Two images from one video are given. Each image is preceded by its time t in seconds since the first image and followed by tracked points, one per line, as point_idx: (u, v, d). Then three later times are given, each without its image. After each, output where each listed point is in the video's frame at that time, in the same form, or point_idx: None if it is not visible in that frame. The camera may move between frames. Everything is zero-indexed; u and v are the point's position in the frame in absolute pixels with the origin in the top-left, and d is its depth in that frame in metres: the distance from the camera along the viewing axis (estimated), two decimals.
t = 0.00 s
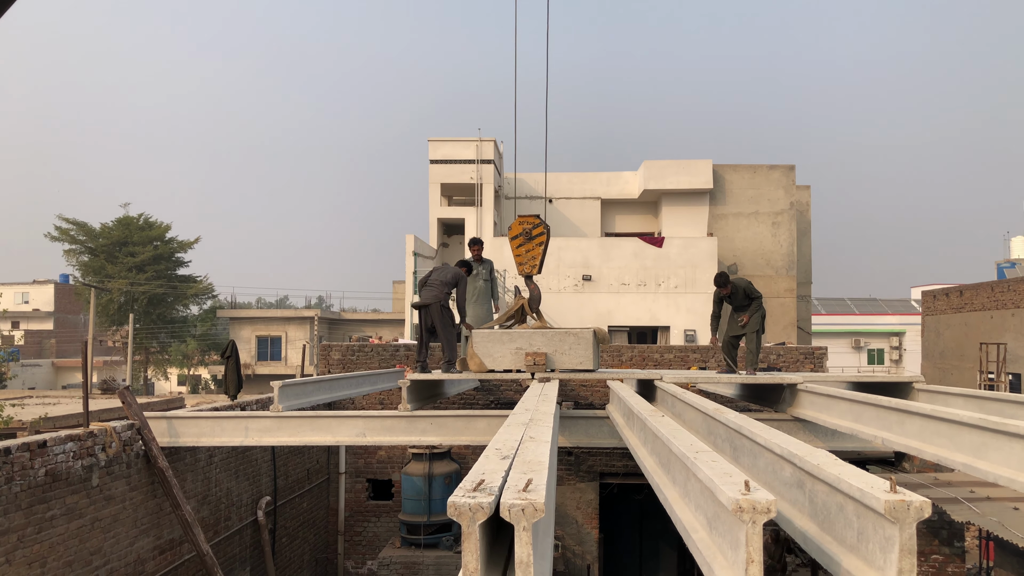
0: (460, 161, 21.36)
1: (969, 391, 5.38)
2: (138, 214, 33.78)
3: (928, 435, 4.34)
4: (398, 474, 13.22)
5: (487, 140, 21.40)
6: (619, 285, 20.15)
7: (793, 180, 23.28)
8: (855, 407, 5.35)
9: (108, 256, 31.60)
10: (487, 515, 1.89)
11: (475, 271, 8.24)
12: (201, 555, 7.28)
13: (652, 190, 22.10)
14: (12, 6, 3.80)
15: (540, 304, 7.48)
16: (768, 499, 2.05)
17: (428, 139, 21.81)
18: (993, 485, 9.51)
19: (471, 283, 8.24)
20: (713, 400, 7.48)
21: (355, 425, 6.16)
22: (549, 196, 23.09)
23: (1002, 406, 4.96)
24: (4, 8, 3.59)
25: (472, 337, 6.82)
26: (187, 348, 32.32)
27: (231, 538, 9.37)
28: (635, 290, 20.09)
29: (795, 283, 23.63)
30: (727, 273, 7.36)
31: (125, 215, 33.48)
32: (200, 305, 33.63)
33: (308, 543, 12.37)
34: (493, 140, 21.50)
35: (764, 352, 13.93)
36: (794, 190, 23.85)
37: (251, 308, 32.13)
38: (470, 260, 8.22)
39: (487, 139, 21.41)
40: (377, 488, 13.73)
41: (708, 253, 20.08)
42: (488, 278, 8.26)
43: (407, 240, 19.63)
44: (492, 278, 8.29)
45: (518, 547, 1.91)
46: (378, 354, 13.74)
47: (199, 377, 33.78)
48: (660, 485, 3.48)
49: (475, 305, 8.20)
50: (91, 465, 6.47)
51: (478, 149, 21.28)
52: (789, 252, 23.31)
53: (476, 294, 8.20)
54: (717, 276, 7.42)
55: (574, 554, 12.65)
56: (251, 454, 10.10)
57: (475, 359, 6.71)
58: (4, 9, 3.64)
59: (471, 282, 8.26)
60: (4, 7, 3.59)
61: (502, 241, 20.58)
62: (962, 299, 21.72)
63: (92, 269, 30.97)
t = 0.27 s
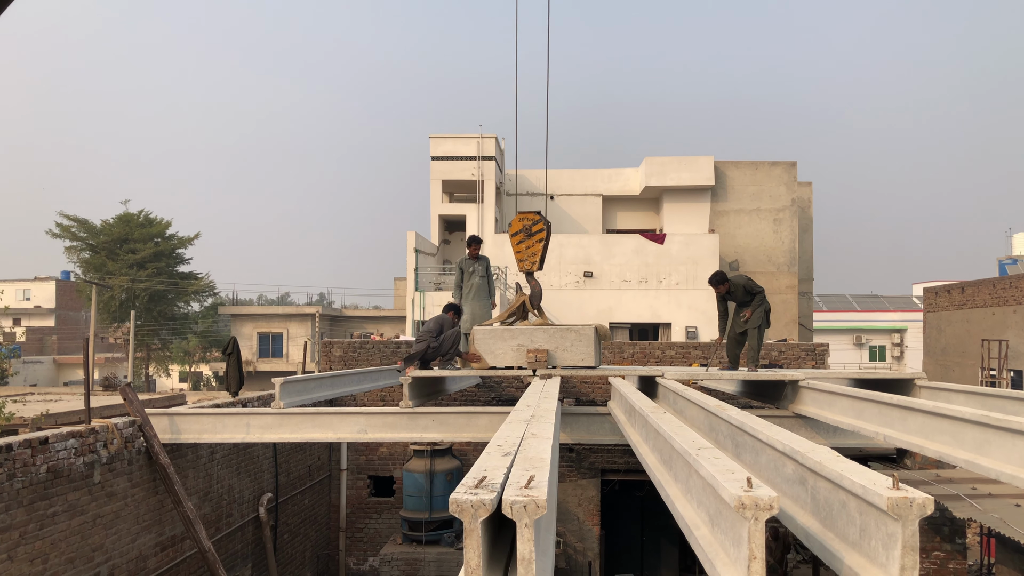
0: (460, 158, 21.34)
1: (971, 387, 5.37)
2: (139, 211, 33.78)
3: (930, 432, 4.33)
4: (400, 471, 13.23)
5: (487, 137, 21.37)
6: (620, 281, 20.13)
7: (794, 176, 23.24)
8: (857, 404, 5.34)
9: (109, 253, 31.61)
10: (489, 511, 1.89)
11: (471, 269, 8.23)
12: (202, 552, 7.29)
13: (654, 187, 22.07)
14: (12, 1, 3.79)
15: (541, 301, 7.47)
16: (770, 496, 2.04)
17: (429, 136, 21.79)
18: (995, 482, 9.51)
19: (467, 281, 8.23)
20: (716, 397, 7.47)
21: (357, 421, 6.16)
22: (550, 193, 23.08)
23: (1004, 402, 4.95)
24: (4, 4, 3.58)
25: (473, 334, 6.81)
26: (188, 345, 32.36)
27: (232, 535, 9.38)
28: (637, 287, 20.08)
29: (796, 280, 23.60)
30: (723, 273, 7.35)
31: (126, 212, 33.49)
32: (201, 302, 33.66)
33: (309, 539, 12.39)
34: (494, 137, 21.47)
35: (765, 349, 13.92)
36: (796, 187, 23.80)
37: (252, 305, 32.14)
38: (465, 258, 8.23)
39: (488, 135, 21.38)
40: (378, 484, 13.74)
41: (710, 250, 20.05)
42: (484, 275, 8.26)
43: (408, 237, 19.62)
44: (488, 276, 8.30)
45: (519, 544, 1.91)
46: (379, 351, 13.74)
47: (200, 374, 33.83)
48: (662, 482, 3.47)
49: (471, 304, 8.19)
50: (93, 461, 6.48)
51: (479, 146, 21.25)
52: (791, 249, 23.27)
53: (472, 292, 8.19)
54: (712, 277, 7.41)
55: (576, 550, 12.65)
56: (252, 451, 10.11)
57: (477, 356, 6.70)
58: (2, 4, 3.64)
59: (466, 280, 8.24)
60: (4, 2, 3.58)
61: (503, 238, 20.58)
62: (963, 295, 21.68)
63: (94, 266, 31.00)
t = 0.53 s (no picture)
0: (461, 157, 21.34)
1: (972, 388, 5.37)
2: (140, 210, 33.81)
3: (931, 432, 4.33)
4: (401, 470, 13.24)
5: (489, 136, 21.36)
6: (621, 281, 20.12)
7: (795, 177, 23.22)
8: (857, 404, 5.34)
9: (110, 252, 31.64)
10: (490, 510, 1.89)
11: (473, 269, 8.23)
12: (203, 551, 7.30)
13: (655, 187, 22.06)
14: None
15: (542, 300, 7.47)
16: (772, 496, 2.04)
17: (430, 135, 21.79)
18: (996, 482, 9.50)
19: (469, 280, 8.23)
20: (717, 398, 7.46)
21: (358, 421, 6.17)
22: (551, 192, 23.07)
23: (1004, 402, 4.95)
24: (5, 3, 3.58)
25: (474, 334, 6.81)
26: (189, 344, 32.39)
27: (233, 534, 9.39)
28: (638, 287, 20.07)
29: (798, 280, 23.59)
30: (725, 273, 7.33)
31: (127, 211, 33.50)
32: (202, 301, 33.68)
33: (310, 538, 12.39)
34: (496, 136, 21.47)
35: (766, 349, 13.92)
36: (797, 187, 23.78)
37: (253, 304, 32.16)
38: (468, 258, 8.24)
39: (489, 135, 21.38)
40: (379, 484, 13.74)
41: (711, 250, 20.04)
42: (486, 275, 8.27)
43: (408, 236, 19.62)
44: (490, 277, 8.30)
45: (521, 544, 1.91)
46: (380, 350, 13.74)
47: (201, 373, 33.86)
48: (663, 482, 3.47)
49: (472, 303, 8.18)
50: (94, 460, 6.49)
51: (480, 145, 21.25)
52: (792, 249, 23.27)
53: (473, 292, 8.18)
54: (714, 277, 7.41)
55: (576, 550, 12.65)
56: (253, 450, 10.11)
57: (478, 355, 6.70)
58: (4, 5, 3.65)
59: (468, 280, 8.24)
60: (5, 1, 3.57)
61: (504, 237, 20.59)
62: (964, 296, 21.66)
63: (94, 265, 31.02)
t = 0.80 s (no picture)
0: (460, 160, 21.35)
1: (969, 391, 5.39)
2: (138, 212, 33.78)
3: (927, 435, 4.34)
4: (399, 472, 13.22)
5: (487, 139, 21.38)
6: (620, 284, 20.14)
7: (794, 180, 23.27)
8: (855, 407, 5.35)
9: (108, 253, 31.59)
10: (488, 513, 1.90)
11: (475, 270, 8.29)
12: (200, 553, 7.28)
13: (653, 190, 22.09)
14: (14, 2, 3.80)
15: (540, 303, 7.48)
16: (769, 498, 2.05)
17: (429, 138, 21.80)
18: (993, 485, 9.52)
19: (469, 282, 8.28)
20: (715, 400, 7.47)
21: (356, 423, 6.16)
22: (550, 195, 23.10)
23: (1001, 406, 4.97)
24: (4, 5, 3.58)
25: (473, 336, 6.82)
26: (187, 345, 32.34)
27: (231, 536, 9.38)
28: (636, 289, 20.09)
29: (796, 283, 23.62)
30: (728, 276, 7.33)
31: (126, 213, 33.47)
32: (200, 303, 33.66)
33: (308, 541, 12.38)
34: (494, 139, 21.48)
35: (764, 352, 13.94)
36: (795, 190, 23.82)
37: (251, 306, 32.12)
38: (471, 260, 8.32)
39: (488, 137, 21.39)
40: (377, 486, 13.73)
41: (709, 252, 20.06)
42: (487, 277, 8.28)
43: (407, 238, 19.62)
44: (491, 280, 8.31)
45: (518, 546, 1.91)
46: (378, 352, 13.74)
47: (199, 375, 33.81)
48: (660, 484, 3.48)
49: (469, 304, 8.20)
50: (91, 462, 6.48)
51: (478, 148, 21.27)
52: (790, 252, 23.30)
53: (473, 293, 8.22)
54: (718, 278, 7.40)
55: (574, 552, 12.64)
56: (251, 452, 10.10)
57: (477, 358, 6.71)
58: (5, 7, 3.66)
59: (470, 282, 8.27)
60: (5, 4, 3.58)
61: (503, 240, 20.60)
62: (962, 299, 21.71)
63: (93, 267, 30.98)
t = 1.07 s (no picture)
0: (460, 158, 21.34)
1: (969, 388, 5.39)
2: (138, 211, 33.76)
3: (927, 432, 4.34)
4: (399, 471, 13.23)
5: (487, 137, 21.36)
6: (620, 282, 20.13)
7: (794, 177, 23.24)
8: (855, 405, 5.35)
9: (108, 252, 31.59)
10: (487, 510, 1.90)
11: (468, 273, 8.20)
12: (201, 551, 7.29)
13: (654, 187, 22.08)
14: None
15: (540, 301, 7.48)
16: (768, 496, 2.05)
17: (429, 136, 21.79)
18: (993, 483, 9.51)
19: (463, 283, 8.26)
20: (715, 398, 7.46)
21: (356, 421, 6.17)
22: (550, 193, 23.09)
23: (1002, 404, 4.97)
24: (3, 4, 3.57)
25: (472, 334, 6.81)
26: (187, 344, 32.34)
27: (231, 534, 9.39)
28: (636, 287, 20.09)
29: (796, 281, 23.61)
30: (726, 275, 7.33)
31: (126, 212, 33.45)
32: (201, 302, 33.66)
33: (308, 539, 12.39)
34: (494, 137, 21.47)
35: (764, 350, 13.93)
36: (795, 188, 23.80)
37: (251, 304, 32.12)
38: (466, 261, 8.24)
39: (488, 135, 21.37)
40: (378, 484, 13.73)
41: (710, 250, 20.05)
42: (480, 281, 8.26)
43: (407, 237, 19.62)
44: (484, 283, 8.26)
45: (518, 544, 1.91)
46: (379, 350, 13.74)
47: (199, 374, 33.81)
48: (661, 482, 3.47)
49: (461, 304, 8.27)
50: (92, 461, 6.48)
51: (479, 146, 21.25)
52: (790, 249, 23.28)
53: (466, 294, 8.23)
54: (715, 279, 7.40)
55: (575, 550, 12.65)
56: (252, 450, 10.11)
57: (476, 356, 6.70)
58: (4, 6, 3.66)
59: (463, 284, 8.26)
60: (4, 3, 3.56)
61: (503, 238, 20.60)
62: (963, 297, 21.69)
63: (93, 266, 30.99)
